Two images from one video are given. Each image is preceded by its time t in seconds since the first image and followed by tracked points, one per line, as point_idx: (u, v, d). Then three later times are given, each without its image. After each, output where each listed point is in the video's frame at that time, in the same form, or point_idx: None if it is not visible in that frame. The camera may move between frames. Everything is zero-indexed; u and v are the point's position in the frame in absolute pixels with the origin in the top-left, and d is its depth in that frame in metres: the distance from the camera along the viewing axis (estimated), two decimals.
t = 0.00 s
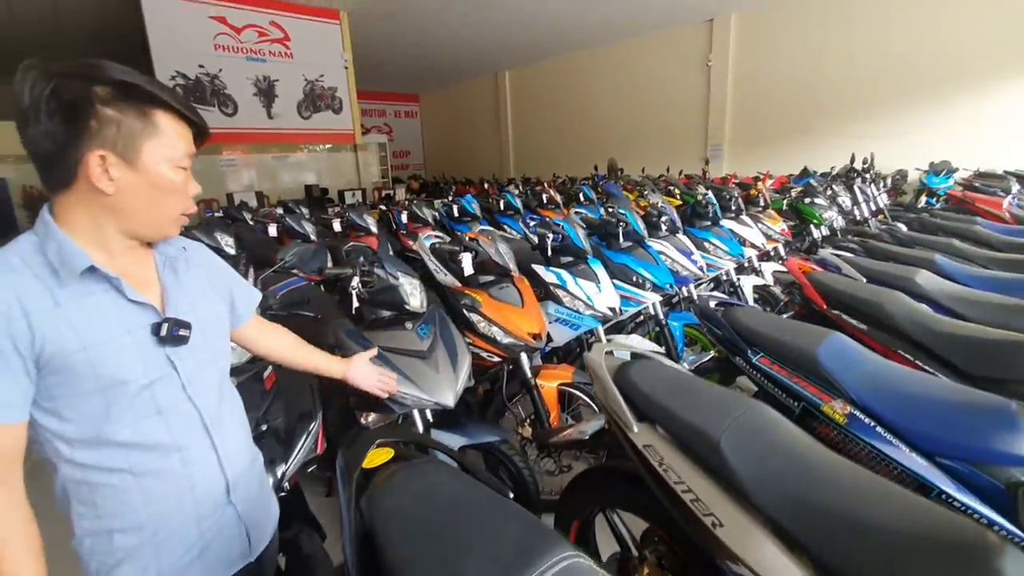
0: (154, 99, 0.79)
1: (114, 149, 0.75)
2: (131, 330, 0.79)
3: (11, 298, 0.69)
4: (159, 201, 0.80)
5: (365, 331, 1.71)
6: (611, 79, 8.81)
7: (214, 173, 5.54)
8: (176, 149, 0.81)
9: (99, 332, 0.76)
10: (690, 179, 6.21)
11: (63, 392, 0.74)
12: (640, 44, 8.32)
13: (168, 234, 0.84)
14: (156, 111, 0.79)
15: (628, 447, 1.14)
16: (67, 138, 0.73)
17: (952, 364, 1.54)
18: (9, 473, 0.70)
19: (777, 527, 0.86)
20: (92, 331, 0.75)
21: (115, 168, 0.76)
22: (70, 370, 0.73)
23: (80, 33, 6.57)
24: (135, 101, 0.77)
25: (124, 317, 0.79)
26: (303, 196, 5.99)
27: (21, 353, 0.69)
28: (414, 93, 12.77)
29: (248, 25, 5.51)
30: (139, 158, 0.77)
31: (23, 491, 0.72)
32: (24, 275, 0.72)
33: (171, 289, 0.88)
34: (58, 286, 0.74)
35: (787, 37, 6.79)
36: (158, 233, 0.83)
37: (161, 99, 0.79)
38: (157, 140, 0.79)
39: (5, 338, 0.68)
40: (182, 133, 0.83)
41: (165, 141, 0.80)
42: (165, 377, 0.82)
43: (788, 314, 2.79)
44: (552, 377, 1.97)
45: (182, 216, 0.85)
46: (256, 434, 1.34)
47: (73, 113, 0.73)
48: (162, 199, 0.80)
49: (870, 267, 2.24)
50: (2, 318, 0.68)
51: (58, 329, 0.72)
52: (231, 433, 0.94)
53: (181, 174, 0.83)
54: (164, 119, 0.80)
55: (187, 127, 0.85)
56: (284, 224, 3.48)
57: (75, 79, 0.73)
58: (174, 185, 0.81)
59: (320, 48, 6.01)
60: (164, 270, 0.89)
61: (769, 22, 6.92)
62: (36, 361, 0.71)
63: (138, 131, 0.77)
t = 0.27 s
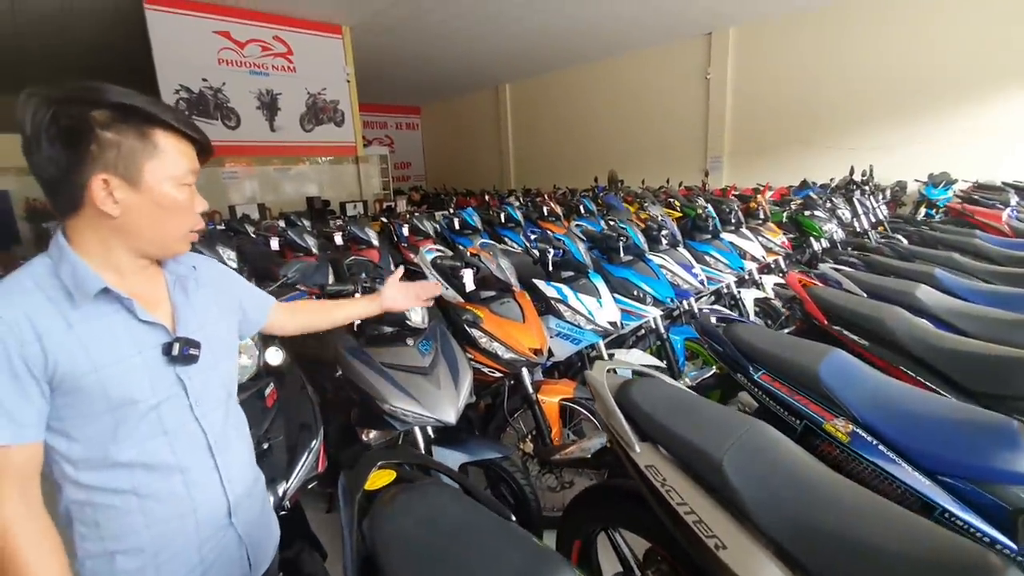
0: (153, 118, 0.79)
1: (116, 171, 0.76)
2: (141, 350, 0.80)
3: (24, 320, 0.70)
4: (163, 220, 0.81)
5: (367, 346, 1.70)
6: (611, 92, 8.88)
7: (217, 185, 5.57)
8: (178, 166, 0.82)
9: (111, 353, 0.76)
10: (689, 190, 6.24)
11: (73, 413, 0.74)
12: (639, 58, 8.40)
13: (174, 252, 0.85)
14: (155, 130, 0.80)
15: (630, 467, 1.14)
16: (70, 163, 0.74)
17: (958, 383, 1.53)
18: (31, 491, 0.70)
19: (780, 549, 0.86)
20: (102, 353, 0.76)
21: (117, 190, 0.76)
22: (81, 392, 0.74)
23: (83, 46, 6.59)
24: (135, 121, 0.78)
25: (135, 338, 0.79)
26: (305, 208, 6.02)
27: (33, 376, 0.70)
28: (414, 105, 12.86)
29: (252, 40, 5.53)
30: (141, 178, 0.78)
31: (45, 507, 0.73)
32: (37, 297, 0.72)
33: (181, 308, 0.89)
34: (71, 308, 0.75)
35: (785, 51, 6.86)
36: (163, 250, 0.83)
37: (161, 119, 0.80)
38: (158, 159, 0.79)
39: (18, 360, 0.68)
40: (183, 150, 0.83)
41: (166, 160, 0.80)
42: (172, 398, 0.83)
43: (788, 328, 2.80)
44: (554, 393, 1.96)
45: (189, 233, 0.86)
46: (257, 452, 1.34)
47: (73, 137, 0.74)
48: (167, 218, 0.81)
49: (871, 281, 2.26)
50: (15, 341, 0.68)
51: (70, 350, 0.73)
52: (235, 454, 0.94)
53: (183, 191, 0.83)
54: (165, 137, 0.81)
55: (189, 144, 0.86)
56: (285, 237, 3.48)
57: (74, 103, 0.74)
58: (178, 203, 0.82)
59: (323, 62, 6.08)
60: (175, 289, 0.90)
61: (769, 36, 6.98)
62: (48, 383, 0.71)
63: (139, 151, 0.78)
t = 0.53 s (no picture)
0: (143, 132, 0.78)
1: (106, 188, 0.76)
2: (141, 367, 0.80)
3: (22, 341, 0.71)
4: (156, 235, 0.80)
5: (371, 355, 1.69)
6: (613, 100, 8.93)
7: (221, 194, 5.61)
8: (171, 180, 0.81)
9: (110, 370, 0.77)
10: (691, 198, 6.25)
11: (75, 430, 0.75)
12: (640, 67, 8.45)
13: (172, 267, 0.84)
14: (145, 144, 0.79)
15: (636, 477, 1.14)
16: (63, 181, 0.74)
17: (961, 391, 1.53)
18: (29, 507, 0.73)
19: (786, 559, 0.86)
20: (101, 372, 0.76)
21: (108, 208, 0.76)
22: (80, 410, 0.74)
23: (90, 57, 6.65)
24: (126, 137, 0.77)
25: (134, 355, 0.80)
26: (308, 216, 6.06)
27: (30, 396, 0.70)
28: (417, 114, 12.94)
29: (256, 50, 5.58)
30: (132, 193, 0.77)
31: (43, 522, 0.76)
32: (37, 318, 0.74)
33: (184, 323, 0.88)
34: (69, 327, 0.76)
35: (785, 59, 6.90)
36: (162, 266, 0.83)
37: (152, 133, 0.79)
38: (150, 174, 0.79)
39: (15, 382, 0.69)
40: (176, 164, 0.82)
41: (158, 175, 0.79)
42: (175, 413, 0.83)
43: (791, 337, 2.80)
44: (558, 402, 1.97)
45: (186, 247, 0.85)
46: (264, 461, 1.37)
47: (64, 156, 0.74)
48: (161, 233, 0.80)
49: (874, 289, 2.26)
50: (12, 363, 0.69)
51: (68, 370, 0.73)
52: (243, 466, 0.94)
53: (178, 205, 0.82)
54: (156, 152, 0.80)
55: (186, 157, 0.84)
56: (289, 246, 3.50)
57: (64, 121, 0.74)
58: (172, 219, 0.81)
59: (327, 72, 6.13)
60: (179, 304, 0.90)
61: (769, 45, 7.02)
62: (47, 403, 0.72)
63: (128, 167, 0.77)
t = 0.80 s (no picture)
0: (133, 140, 0.79)
1: (102, 199, 0.77)
2: (143, 380, 0.80)
3: (25, 353, 0.71)
4: (156, 243, 0.80)
5: (376, 363, 1.70)
6: (615, 108, 8.97)
7: (225, 202, 5.63)
8: (166, 187, 0.81)
9: (113, 382, 0.77)
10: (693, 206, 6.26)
11: (79, 440, 0.76)
12: (642, 75, 8.50)
13: (175, 274, 0.84)
14: (137, 152, 0.79)
15: (643, 486, 1.15)
16: (60, 193, 0.75)
17: (967, 399, 1.54)
18: (27, 516, 0.73)
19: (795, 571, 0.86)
20: (102, 385, 0.76)
21: (104, 218, 0.77)
22: (83, 421, 0.75)
23: (97, 66, 6.71)
24: (118, 147, 0.78)
25: (137, 367, 0.80)
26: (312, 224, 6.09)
27: (31, 408, 0.71)
28: (421, 122, 13.02)
29: (262, 60, 5.63)
30: (128, 202, 0.78)
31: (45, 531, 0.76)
32: (42, 329, 0.74)
33: (189, 334, 0.89)
34: (72, 339, 0.76)
35: (786, 67, 6.94)
36: (165, 276, 0.83)
37: (142, 141, 0.79)
38: (145, 182, 0.79)
39: (17, 393, 0.70)
40: (171, 171, 0.83)
41: (153, 182, 0.80)
42: (178, 424, 0.83)
43: (796, 345, 2.79)
44: (562, 410, 1.96)
45: (190, 254, 0.85)
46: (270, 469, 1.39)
47: (59, 169, 0.75)
48: (161, 240, 0.80)
49: (879, 297, 2.25)
50: (14, 375, 0.70)
51: (70, 383, 0.74)
52: (247, 476, 0.94)
53: (176, 212, 0.82)
54: (150, 159, 0.80)
55: (181, 163, 0.85)
56: (294, 254, 3.51)
57: (56, 134, 0.75)
58: (169, 227, 0.81)
59: (331, 81, 6.19)
60: (186, 315, 0.91)
61: (771, 53, 7.05)
62: (49, 414, 0.73)
63: (122, 176, 0.78)
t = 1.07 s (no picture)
0: (137, 148, 0.80)
1: (106, 206, 0.78)
2: (147, 386, 0.81)
3: (30, 360, 0.72)
4: (160, 250, 0.81)
5: (380, 368, 1.71)
6: (617, 114, 9.00)
7: (229, 208, 5.66)
8: (169, 194, 0.82)
9: (117, 388, 0.78)
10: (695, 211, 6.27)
11: (84, 445, 0.76)
12: (644, 81, 8.53)
13: (179, 279, 0.84)
14: (140, 160, 0.80)
15: (646, 491, 1.15)
16: (66, 202, 0.77)
17: (971, 404, 1.53)
18: (34, 521, 0.73)
19: None
20: (106, 391, 0.77)
21: (109, 225, 0.78)
22: (87, 426, 0.76)
23: (103, 74, 6.77)
24: (123, 155, 0.79)
25: (141, 373, 0.81)
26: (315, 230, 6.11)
27: (36, 414, 0.72)
28: (423, 128, 13.08)
29: (266, 67, 5.67)
30: (132, 210, 0.79)
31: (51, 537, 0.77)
32: (48, 336, 0.75)
33: (193, 339, 0.90)
34: (77, 345, 0.77)
35: (787, 73, 6.96)
36: (169, 282, 0.84)
37: (144, 148, 0.80)
38: (149, 189, 0.80)
39: (22, 400, 0.70)
40: (174, 177, 0.83)
41: (156, 189, 0.81)
42: (181, 429, 0.83)
43: (799, 350, 2.78)
44: (565, 415, 1.96)
45: (195, 260, 0.86)
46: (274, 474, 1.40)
47: (65, 178, 0.76)
48: (164, 247, 0.81)
49: (882, 303, 2.25)
50: (20, 381, 0.71)
51: (74, 388, 0.75)
52: (251, 481, 0.94)
53: (180, 219, 0.83)
54: (153, 166, 0.81)
55: (184, 170, 0.86)
56: (297, 260, 3.53)
57: (62, 144, 0.76)
58: (173, 233, 0.82)
59: (334, 88, 6.23)
60: (190, 321, 0.91)
61: (773, 59, 7.07)
62: (54, 420, 0.73)
63: (126, 183, 0.79)
